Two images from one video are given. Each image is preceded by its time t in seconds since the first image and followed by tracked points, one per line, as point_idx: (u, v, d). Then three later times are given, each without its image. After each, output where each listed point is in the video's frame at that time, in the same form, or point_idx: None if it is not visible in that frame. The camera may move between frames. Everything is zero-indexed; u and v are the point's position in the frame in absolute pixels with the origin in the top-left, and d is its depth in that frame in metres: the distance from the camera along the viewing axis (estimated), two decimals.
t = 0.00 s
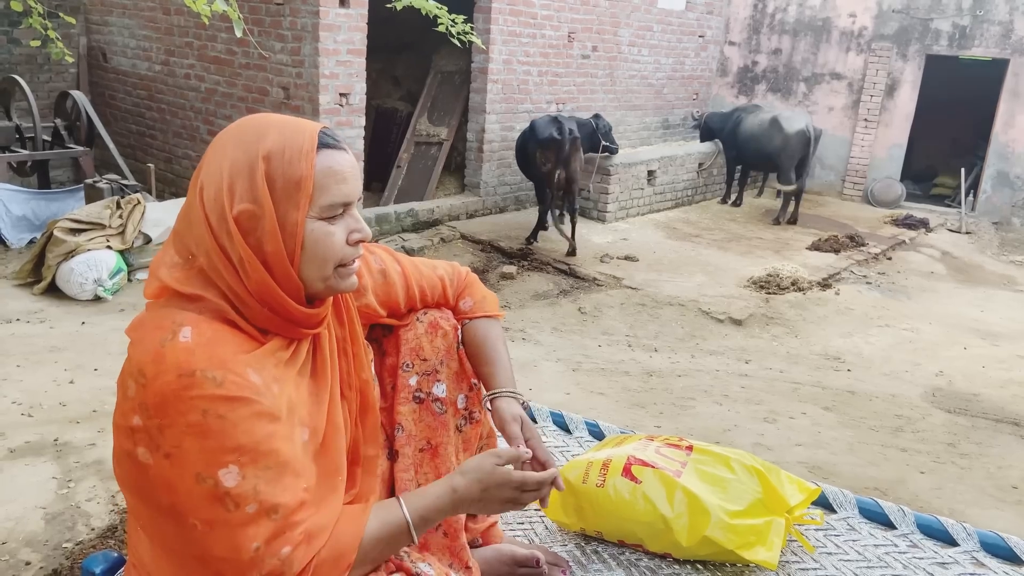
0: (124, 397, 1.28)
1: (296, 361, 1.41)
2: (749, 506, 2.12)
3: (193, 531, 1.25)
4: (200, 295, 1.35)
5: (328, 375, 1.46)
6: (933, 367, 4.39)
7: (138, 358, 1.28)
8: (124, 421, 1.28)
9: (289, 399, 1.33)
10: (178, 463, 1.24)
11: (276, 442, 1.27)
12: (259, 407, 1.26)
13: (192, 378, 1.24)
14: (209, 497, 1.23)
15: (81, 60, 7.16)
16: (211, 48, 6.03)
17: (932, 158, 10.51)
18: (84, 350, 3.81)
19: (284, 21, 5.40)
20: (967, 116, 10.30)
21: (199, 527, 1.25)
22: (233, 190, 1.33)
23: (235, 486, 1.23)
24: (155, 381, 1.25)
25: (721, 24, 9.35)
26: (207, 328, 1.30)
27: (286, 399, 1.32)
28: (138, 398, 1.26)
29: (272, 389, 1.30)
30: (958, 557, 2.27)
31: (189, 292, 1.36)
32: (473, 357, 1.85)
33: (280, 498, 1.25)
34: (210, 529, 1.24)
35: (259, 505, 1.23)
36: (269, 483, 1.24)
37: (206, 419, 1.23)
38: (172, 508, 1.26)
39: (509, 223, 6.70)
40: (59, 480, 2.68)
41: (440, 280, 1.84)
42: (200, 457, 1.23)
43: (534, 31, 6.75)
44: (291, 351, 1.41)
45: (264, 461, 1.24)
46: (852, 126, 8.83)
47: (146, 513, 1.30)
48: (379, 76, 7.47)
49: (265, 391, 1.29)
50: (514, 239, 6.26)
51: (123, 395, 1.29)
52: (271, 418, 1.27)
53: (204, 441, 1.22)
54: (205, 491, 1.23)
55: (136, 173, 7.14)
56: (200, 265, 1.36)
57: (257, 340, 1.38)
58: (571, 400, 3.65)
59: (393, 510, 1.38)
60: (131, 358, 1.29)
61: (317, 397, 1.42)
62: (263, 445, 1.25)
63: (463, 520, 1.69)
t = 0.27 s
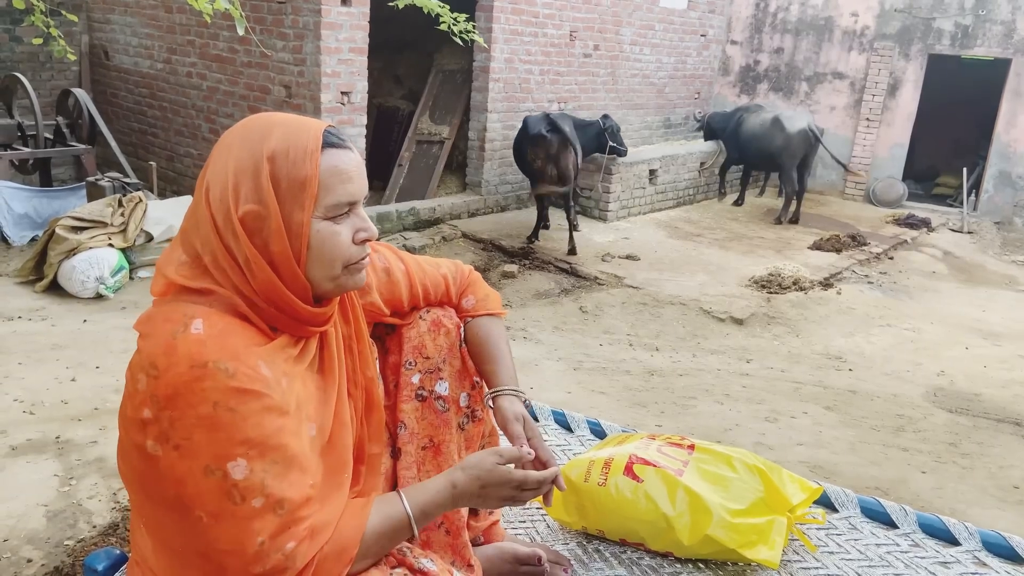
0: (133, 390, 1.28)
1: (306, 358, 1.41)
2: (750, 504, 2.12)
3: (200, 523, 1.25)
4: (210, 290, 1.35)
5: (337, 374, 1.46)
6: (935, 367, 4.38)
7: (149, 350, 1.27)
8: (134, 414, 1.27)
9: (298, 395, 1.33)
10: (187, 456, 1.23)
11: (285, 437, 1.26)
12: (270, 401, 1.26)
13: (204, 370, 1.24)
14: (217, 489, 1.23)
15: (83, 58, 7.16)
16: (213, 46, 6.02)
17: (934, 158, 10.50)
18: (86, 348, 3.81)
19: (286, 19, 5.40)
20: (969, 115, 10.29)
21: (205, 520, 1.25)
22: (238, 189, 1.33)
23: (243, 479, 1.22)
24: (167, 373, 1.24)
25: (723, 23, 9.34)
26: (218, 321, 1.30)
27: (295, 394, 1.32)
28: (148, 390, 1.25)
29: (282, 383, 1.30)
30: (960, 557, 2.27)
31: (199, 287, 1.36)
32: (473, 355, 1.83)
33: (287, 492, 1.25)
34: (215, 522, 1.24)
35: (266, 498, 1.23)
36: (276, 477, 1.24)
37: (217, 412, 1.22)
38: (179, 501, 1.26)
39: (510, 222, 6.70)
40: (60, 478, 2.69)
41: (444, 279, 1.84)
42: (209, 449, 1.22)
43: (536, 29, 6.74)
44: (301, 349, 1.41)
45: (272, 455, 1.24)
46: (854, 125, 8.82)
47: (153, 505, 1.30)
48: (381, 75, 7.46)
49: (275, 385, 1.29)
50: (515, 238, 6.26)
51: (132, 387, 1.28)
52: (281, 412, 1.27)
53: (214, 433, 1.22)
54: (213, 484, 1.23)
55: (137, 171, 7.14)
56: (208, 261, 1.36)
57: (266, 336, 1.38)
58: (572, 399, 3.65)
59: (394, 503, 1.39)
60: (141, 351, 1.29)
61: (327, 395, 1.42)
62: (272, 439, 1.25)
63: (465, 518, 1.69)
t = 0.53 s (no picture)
0: (151, 386, 1.26)
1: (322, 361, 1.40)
2: (752, 504, 2.12)
3: (214, 520, 1.24)
4: (229, 288, 1.35)
5: (353, 378, 1.46)
6: (936, 366, 4.38)
7: (171, 345, 1.26)
8: (153, 410, 1.25)
9: (318, 394, 1.33)
10: (206, 452, 1.22)
11: (305, 435, 1.26)
12: (291, 399, 1.26)
13: (230, 363, 1.23)
14: (235, 485, 1.22)
15: (84, 56, 7.16)
16: (215, 45, 6.02)
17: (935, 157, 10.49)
18: (88, 346, 3.82)
19: (288, 18, 5.40)
20: (971, 115, 10.28)
21: (218, 516, 1.24)
22: (256, 193, 1.33)
23: (262, 475, 1.22)
24: (191, 366, 1.23)
25: (725, 22, 9.33)
26: (241, 317, 1.30)
27: (315, 393, 1.32)
28: (169, 385, 1.24)
29: (304, 381, 1.30)
30: (961, 557, 2.27)
31: (218, 285, 1.35)
32: (479, 355, 1.83)
33: (304, 489, 1.24)
34: (229, 519, 1.23)
35: (283, 496, 1.23)
36: (295, 475, 1.24)
37: (241, 406, 1.22)
38: (194, 497, 1.25)
39: (511, 221, 6.70)
40: (62, 476, 2.69)
41: (451, 280, 1.83)
42: (231, 445, 1.21)
43: (537, 28, 6.74)
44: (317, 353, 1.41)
45: (293, 451, 1.24)
46: (855, 124, 8.82)
47: (166, 501, 1.28)
48: (382, 74, 7.46)
49: (297, 383, 1.28)
50: (516, 237, 6.26)
51: (151, 382, 1.26)
52: (303, 410, 1.27)
53: (236, 429, 1.21)
54: (230, 480, 1.22)
55: (139, 170, 7.15)
56: (226, 261, 1.36)
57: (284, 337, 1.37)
58: (573, 398, 3.65)
59: (398, 500, 1.40)
60: (162, 345, 1.27)
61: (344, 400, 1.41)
62: (293, 437, 1.24)
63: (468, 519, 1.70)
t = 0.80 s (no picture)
0: (163, 390, 1.24)
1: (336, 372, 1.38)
2: (752, 502, 2.12)
3: (218, 528, 1.23)
4: (246, 294, 1.32)
5: (366, 390, 1.45)
6: (936, 365, 4.38)
7: (184, 349, 1.24)
8: (163, 413, 1.23)
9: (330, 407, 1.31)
10: (215, 460, 1.20)
11: (316, 450, 1.24)
12: (304, 413, 1.23)
13: (243, 374, 1.20)
14: (242, 496, 1.20)
15: (84, 55, 7.16)
16: (215, 43, 6.01)
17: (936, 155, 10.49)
18: (88, 345, 3.82)
19: (288, 16, 5.40)
20: (971, 113, 10.27)
21: (223, 525, 1.22)
22: (285, 200, 1.31)
23: (269, 488, 1.20)
24: (203, 374, 1.21)
25: (725, 20, 9.32)
26: (257, 325, 1.27)
27: (328, 407, 1.30)
28: (181, 391, 1.22)
29: (317, 394, 1.28)
30: (961, 555, 2.28)
31: (235, 291, 1.33)
32: (495, 366, 1.84)
33: (311, 505, 1.22)
34: (234, 528, 1.22)
35: (289, 510, 1.21)
36: (302, 490, 1.21)
37: (252, 419, 1.19)
38: (199, 503, 1.23)
39: (511, 220, 6.70)
40: (62, 475, 2.69)
41: (470, 286, 1.81)
42: (240, 456, 1.20)
43: (537, 26, 6.74)
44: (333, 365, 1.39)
45: (303, 466, 1.22)
46: (856, 123, 8.82)
47: (173, 503, 1.27)
48: (382, 72, 7.45)
49: (311, 396, 1.26)
50: (516, 235, 6.26)
51: (162, 386, 1.24)
52: (314, 424, 1.25)
53: (246, 441, 1.19)
54: (238, 491, 1.20)
55: (139, 168, 7.15)
56: (246, 266, 1.33)
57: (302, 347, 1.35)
58: (573, 396, 3.66)
59: (406, 518, 1.36)
60: (174, 349, 1.25)
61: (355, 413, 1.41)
62: (303, 452, 1.22)
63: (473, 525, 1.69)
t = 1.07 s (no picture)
0: (176, 396, 1.22)
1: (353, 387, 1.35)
2: (749, 500, 2.12)
3: (221, 537, 1.22)
4: (267, 305, 1.30)
5: (381, 406, 1.42)
6: (935, 362, 4.39)
7: (198, 357, 1.22)
8: (174, 420, 1.22)
9: (343, 426, 1.27)
10: (222, 472, 1.19)
11: (325, 470, 1.21)
12: (315, 432, 1.20)
13: (256, 390, 1.18)
14: (247, 509, 1.19)
15: (82, 53, 7.15)
16: (213, 41, 6.00)
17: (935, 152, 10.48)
18: (86, 343, 3.81)
19: (286, 14, 5.39)
20: (970, 110, 10.27)
21: (226, 534, 1.21)
22: (316, 212, 1.28)
23: (273, 505, 1.18)
24: (216, 386, 1.19)
25: (724, 18, 9.32)
26: (276, 339, 1.24)
27: (341, 425, 1.27)
28: (193, 399, 1.20)
29: (331, 412, 1.25)
30: (960, 552, 2.28)
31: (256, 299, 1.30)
32: (513, 376, 1.79)
33: (314, 526, 1.19)
34: (236, 539, 1.20)
35: (291, 529, 1.18)
36: (306, 510, 1.19)
37: (262, 435, 1.17)
38: (205, 510, 1.22)
39: (510, 217, 6.70)
40: (61, 473, 2.69)
41: (493, 294, 1.76)
42: (248, 470, 1.18)
43: (536, 24, 6.72)
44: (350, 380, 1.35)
45: (309, 486, 1.19)
46: (855, 120, 8.81)
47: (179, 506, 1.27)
48: (381, 70, 7.45)
49: (324, 415, 1.23)
50: (515, 233, 6.26)
51: (175, 392, 1.22)
52: (326, 444, 1.22)
53: (256, 455, 1.17)
54: (243, 503, 1.19)
55: (137, 166, 7.14)
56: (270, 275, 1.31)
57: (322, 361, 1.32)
58: (572, 394, 3.66)
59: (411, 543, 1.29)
60: (189, 355, 1.23)
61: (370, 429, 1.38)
62: (312, 472, 1.19)
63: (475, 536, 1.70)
